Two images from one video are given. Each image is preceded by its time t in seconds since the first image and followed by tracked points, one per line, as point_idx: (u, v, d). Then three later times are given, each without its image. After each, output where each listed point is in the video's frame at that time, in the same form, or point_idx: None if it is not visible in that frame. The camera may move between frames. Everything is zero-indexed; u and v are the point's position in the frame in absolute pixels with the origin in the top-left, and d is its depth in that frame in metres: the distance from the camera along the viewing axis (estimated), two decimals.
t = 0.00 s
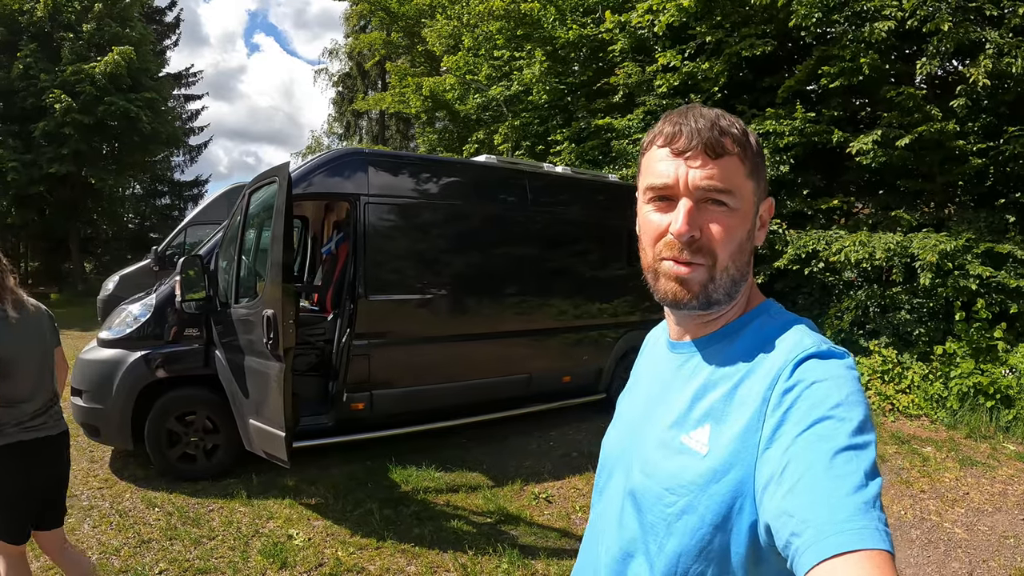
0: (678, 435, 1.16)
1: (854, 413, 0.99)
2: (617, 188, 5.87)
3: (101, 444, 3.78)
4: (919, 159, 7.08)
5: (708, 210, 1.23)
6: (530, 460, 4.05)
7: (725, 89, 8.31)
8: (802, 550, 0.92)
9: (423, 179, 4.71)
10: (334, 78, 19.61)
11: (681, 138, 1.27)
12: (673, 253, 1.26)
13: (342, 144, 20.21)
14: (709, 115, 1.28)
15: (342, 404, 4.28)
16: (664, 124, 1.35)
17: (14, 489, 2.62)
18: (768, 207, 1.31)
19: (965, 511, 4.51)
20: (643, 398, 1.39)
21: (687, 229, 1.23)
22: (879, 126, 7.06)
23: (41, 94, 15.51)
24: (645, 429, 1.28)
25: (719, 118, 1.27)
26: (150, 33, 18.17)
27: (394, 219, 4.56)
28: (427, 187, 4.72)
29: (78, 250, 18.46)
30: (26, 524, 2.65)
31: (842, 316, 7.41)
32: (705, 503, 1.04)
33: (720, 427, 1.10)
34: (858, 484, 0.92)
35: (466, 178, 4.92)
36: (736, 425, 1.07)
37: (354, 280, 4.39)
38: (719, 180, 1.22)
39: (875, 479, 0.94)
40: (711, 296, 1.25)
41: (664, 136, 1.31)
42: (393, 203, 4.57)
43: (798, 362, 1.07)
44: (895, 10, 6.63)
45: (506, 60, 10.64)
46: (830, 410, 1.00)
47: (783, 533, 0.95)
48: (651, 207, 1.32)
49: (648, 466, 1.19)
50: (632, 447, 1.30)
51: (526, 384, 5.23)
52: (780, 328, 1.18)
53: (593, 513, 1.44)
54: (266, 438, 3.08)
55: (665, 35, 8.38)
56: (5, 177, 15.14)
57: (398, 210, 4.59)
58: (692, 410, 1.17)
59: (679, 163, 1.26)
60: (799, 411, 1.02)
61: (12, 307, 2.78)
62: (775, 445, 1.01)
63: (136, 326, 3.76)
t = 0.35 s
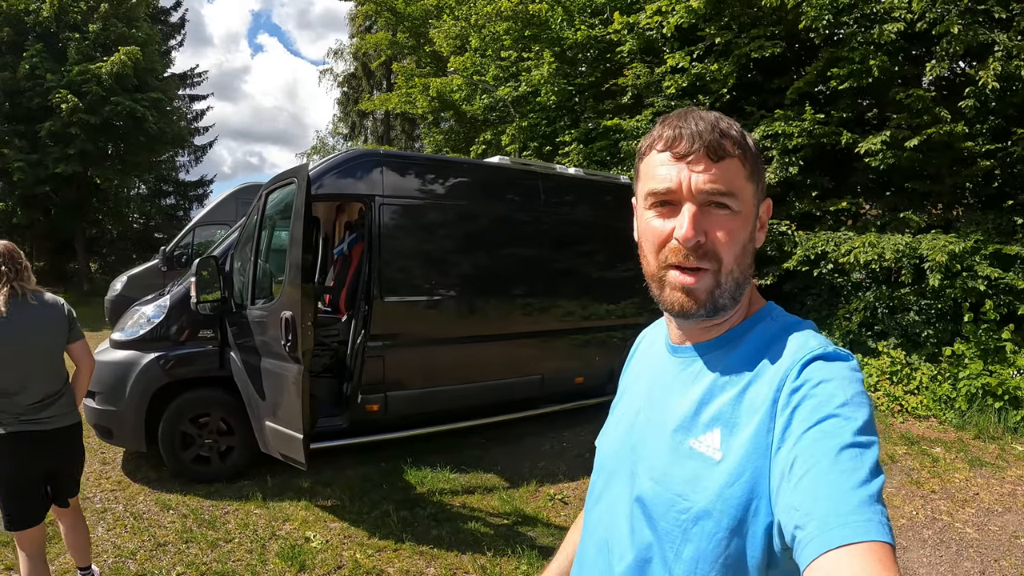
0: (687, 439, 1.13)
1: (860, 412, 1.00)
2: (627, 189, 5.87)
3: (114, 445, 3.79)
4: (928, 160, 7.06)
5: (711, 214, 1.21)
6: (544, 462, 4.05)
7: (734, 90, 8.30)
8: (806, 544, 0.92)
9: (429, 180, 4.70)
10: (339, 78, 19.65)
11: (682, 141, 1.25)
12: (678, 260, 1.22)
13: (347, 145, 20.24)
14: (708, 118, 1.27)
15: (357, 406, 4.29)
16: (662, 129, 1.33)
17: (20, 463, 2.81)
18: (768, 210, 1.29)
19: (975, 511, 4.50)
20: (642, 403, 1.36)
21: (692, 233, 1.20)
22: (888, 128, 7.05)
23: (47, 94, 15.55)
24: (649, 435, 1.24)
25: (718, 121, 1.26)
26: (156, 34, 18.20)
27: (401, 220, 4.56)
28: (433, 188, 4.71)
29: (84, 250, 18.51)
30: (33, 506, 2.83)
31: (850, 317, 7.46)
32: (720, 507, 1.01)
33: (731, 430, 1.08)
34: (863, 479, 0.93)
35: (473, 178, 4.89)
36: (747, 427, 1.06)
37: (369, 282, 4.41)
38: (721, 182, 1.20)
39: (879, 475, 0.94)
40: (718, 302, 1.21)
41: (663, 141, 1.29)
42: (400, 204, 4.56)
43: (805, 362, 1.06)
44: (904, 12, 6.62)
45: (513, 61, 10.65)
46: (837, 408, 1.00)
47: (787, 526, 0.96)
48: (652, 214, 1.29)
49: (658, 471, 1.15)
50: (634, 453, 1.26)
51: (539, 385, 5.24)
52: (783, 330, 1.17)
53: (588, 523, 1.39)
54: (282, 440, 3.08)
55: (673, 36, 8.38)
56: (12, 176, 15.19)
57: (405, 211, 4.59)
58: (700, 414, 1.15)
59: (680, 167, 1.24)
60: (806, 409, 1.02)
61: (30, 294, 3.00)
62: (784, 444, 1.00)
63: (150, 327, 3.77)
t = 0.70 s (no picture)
0: (654, 452, 1.13)
1: (821, 420, 1.04)
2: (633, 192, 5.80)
3: (112, 453, 3.74)
4: (937, 163, 6.98)
5: (681, 228, 1.23)
6: (549, 470, 3.98)
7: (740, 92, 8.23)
8: (771, 547, 0.95)
9: (432, 182, 4.64)
10: (342, 79, 19.61)
11: (658, 153, 1.27)
12: (646, 272, 1.24)
13: (350, 146, 20.17)
14: (683, 133, 1.29)
15: (360, 413, 4.23)
16: (638, 140, 1.34)
17: (20, 458, 2.83)
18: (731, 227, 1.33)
19: (987, 520, 4.41)
20: (603, 417, 1.35)
21: (663, 246, 1.22)
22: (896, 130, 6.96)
23: (49, 95, 15.53)
24: (615, 449, 1.23)
25: (693, 136, 1.28)
26: (158, 34, 18.17)
27: (405, 223, 4.50)
28: (436, 190, 4.65)
29: (86, 251, 18.49)
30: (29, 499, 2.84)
31: (858, 321, 7.37)
32: (694, 519, 1.01)
33: (699, 443, 1.08)
34: (825, 484, 0.96)
35: (476, 180, 4.83)
36: (714, 438, 1.07)
37: (371, 287, 4.35)
38: (694, 197, 1.23)
39: (840, 480, 0.98)
40: (682, 314, 1.23)
41: (639, 151, 1.30)
42: (401, 206, 4.49)
43: (768, 373, 1.10)
44: (913, 13, 6.54)
45: (517, 62, 10.58)
46: (798, 417, 1.04)
47: (752, 531, 0.98)
48: (622, 223, 1.30)
49: (626, 485, 1.14)
50: (598, 470, 1.24)
51: (544, 391, 5.17)
52: (746, 342, 1.20)
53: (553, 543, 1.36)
54: (283, 449, 3.02)
55: (679, 37, 8.32)
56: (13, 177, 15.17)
57: (408, 214, 4.52)
58: (667, 426, 1.15)
59: (655, 179, 1.25)
60: (770, 419, 1.05)
61: (48, 295, 3.08)
62: (750, 453, 1.03)
63: (149, 333, 3.71)
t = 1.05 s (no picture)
0: (632, 450, 1.11)
1: (796, 402, 1.02)
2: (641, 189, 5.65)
3: (106, 454, 3.66)
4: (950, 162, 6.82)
5: (623, 221, 1.23)
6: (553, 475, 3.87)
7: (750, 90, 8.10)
8: (758, 532, 0.92)
9: (437, 178, 4.53)
10: (346, 77, 19.53)
11: (590, 152, 1.28)
12: (596, 269, 1.23)
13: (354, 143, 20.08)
14: (612, 129, 1.31)
15: (359, 415, 4.11)
16: (570, 144, 1.36)
17: None
18: (679, 215, 1.33)
19: (1004, 530, 4.27)
20: (574, 418, 1.32)
21: (609, 241, 1.22)
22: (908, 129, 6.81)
23: (51, 91, 15.49)
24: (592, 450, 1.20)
25: (622, 131, 1.31)
26: (162, 30, 18.09)
27: (409, 220, 4.39)
28: (441, 187, 4.53)
29: (90, 248, 18.46)
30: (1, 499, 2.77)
31: (868, 324, 7.28)
32: (679, 513, 0.99)
33: (675, 437, 1.06)
34: (806, 464, 0.94)
35: (481, 177, 4.72)
36: (693, 431, 1.05)
37: (372, 285, 4.24)
38: (631, 189, 1.23)
39: (821, 459, 0.97)
40: (640, 307, 1.22)
41: (572, 154, 1.32)
42: (405, 203, 4.38)
43: (740, 359, 1.08)
44: (927, 10, 6.40)
45: (523, 59, 10.47)
46: (774, 400, 1.02)
47: (737, 517, 0.95)
48: (566, 227, 1.30)
49: (608, 485, 1.11)
50: (577, 473, 1.21)
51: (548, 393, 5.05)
52: (715, 331, 1.19)
53: (538, 554, 1.31)
54: (279, 453, 2.91)
55: (687, 33, 8.21)
56: (15, 173, 15.15)
57: (413, 211, 4.41)
58: (642, 423, 1.13)
59: (590, 178, 1.26)
60: (744, 405, 1.03)
61: (27, 293, 2.99)
62: (729, 441, 1.01)
63: (143, 331, 3.62)
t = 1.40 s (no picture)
0: (625, 448, 1.07)
1: (784, 388, 1.02)
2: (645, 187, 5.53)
3: (95, 456, 3.59)
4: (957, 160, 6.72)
5: (604, 212, 1.23)
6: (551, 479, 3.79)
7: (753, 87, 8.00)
8: (750, 518, 0.91)
9: (438, 176, 4.45)
10: (347, 75, 19.47)
11: (571, 143, 1.28)
12: (576, 262, 1.22)
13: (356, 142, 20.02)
14: (592, 122, 1.32)
15: (354, 418, 4.02)
16: (549, 137, 1.35)
17: None
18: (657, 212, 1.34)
19: (1014, 536, 4.17)
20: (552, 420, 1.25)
21: (590, 231, 1.21)
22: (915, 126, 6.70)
23: (51, 89, 15.43)
24: (580, 452, 1.15)
25: (602, 124, 1.31)
26: (163, 28, 18.02)
27: (409, 217, 4.31)
28: (441, 184, 4.45)
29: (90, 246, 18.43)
30: None
31: (873, 324, 7.21)
32: (678, 507, 0.96)
33: (668, 431, 1.03)
34: (797, 449, 0.94)
35: (482, 174, 4.64)
36: (686, 424, 1.03)
37: (368, 284, 4.14)
38: (612, 180, 1.23)
39: (810, 444, 0.96)
40: (621, 300, 1.20)
41: (552, 145, 1.31)
42: (407, 200, 4.30)
43: (727, 349, 1.07)
44: (934, 5, 6.29)
45: (524, 56, 10.38)
46: (761, 387, 1.02)
47: (729, 504, 0.94)
48: (546, 219, 1.29)
49: (602, 488, 1.07)
50: (565, 480, 1.15)
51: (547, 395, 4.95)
52: (699, 324, 1.17)
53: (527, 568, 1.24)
54: (270, 458, 2.83)
55: (690, 30, 8.14)
56: (15, 171, 15.12)
57: (414, 208, 4.34)
58: (634, 419, 1.09)
59: (570, 168, 1.26)
60: (734, 394, 1.02)
61: None
62: (720, 430, 1.00)
63: (133, 331, 3.54)
